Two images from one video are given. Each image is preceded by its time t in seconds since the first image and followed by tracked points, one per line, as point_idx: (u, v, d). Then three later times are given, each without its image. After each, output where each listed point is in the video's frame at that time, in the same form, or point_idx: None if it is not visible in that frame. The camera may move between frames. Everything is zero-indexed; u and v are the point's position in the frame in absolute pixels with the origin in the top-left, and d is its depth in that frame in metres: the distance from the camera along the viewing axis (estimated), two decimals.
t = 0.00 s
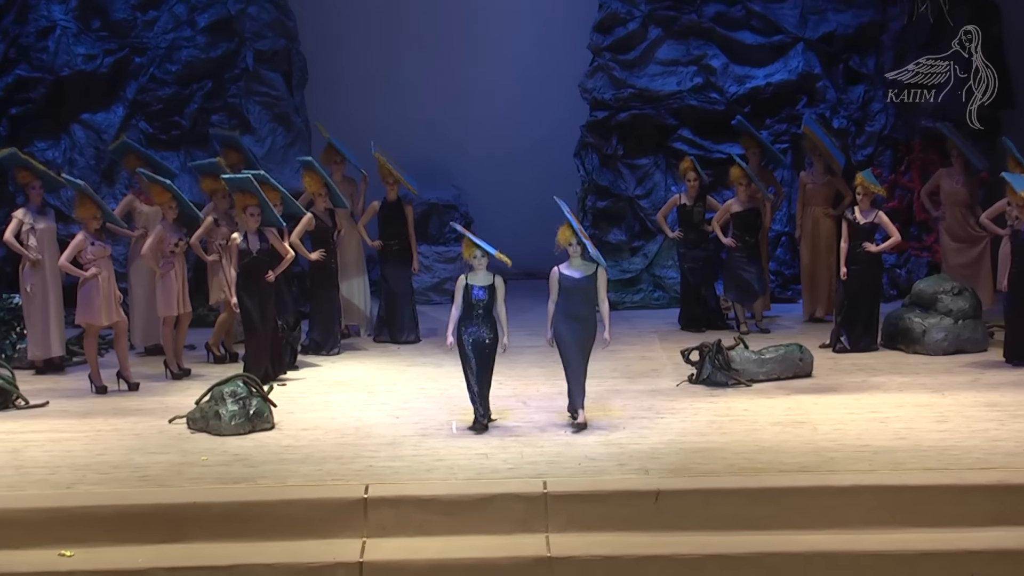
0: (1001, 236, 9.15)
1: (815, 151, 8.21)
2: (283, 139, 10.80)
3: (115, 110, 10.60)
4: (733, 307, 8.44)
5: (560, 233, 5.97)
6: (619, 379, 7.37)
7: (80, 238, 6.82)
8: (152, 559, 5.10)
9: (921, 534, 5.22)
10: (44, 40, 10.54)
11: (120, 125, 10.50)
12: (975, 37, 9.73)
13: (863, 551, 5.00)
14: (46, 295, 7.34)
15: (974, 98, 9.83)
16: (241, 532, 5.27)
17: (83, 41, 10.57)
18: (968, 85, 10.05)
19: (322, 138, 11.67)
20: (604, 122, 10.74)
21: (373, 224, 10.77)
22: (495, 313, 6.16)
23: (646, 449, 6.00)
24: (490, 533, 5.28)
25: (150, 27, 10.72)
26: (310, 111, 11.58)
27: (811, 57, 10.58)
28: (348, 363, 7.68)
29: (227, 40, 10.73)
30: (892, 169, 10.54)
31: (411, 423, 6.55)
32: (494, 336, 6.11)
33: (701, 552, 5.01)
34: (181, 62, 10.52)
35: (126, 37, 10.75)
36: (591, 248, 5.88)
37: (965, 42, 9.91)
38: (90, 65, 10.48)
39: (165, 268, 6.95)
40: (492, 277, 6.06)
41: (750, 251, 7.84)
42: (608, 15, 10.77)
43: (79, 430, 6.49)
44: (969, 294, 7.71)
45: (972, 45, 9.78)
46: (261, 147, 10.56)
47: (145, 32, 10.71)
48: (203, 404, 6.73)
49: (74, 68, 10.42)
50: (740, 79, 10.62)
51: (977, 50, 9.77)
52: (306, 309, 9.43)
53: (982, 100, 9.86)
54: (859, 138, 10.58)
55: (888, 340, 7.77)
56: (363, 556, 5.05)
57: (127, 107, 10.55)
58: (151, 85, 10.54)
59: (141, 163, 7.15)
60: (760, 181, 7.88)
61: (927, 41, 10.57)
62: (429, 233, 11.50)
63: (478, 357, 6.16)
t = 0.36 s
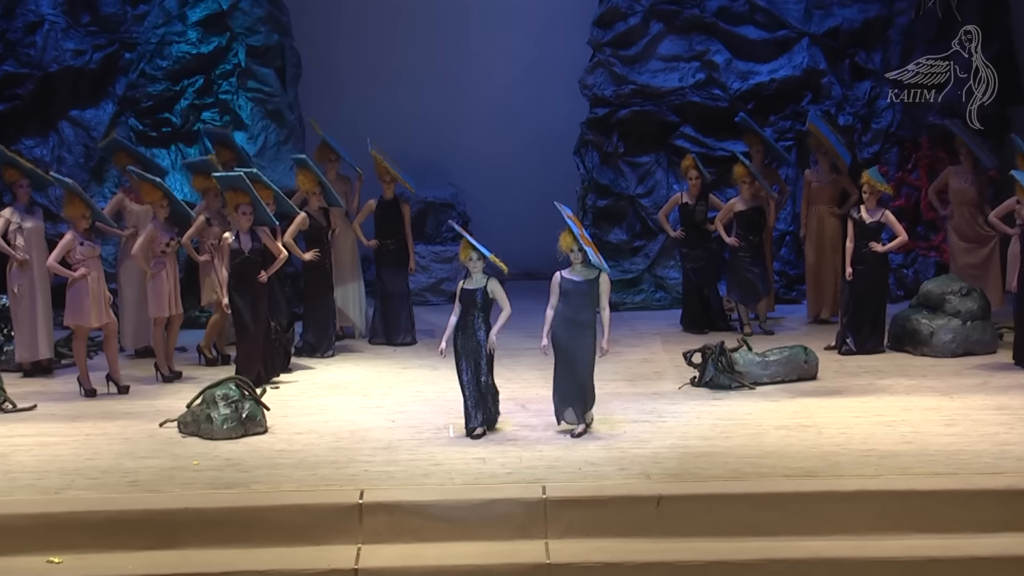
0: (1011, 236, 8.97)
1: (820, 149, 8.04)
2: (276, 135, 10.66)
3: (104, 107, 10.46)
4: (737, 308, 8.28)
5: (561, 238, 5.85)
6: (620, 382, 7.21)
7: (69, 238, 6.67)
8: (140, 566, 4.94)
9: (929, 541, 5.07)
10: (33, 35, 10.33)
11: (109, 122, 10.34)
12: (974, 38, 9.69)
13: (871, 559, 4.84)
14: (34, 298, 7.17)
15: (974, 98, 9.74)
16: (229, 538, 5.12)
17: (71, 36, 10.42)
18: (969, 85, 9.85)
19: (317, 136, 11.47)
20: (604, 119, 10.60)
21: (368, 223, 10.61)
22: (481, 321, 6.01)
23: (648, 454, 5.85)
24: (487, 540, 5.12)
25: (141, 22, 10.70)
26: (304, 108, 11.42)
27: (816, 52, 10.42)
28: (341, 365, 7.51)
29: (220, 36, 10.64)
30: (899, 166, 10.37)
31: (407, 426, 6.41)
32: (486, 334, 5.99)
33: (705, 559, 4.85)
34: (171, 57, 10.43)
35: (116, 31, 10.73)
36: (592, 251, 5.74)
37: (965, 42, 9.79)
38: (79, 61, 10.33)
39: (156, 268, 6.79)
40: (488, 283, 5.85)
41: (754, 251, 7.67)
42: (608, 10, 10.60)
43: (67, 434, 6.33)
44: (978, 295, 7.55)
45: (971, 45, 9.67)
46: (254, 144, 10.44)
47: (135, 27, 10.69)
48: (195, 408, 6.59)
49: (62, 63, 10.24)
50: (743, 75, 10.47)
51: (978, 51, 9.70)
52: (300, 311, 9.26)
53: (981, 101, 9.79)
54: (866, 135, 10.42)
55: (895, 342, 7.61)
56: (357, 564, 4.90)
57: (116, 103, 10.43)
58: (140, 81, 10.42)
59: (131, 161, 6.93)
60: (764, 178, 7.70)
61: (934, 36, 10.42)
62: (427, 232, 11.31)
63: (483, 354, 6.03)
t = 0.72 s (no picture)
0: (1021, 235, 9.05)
1: (826, 146, 7.90)
2: (271, 132, 10.60)
3: (96, 102, 10.31)
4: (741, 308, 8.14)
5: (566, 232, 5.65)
6: (622, 384, 7.06)
7: (58, 236, 6.55)
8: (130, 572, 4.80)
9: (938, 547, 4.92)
10: (22, 29, 10.25)
11: (100, 118, 10.19)
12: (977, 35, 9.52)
13: (879, 565, 4.70)
14: (22, 300, 6.98)
15: (975, 97, 9.71)
16: (219, 544, 4.97)
17: (61, 30, 10.29)
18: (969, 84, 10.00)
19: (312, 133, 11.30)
20: (606, 116, 10.43)
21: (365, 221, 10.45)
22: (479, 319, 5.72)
23: (651, 457, 5.71)
24: (484, 545, 4.98)
25: (132, 16, 10.40)
26: (298, 106, 11.24)
27: (822, 47, 10.28)
28: (337, 367, 7.35)
29: (212, 30, 10.45)
30: (907, 164, 10.20)
31: (404, 429, 6.28)
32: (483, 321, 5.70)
33: (710, 565, 4.71)
34: (164, 52, 10.23)
35: (107, 26, 10.43)
36: (591, 252, 5.53)
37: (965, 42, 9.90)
38: (69, 55, 10.18)
39: (147, 267, 6.65)
40: (488, 283, 5.58)
41: (760, 251, 7.50)
42: (610, 4, 10.44)
43: (58, 436, 6.19)
44: (987, 295, 7.40)
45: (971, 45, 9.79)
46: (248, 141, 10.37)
47: (126, 21, 10.40)
48: (189, 410, 6.46)
49: (52, 58, 10.13)
50: (748, 71, 10.33)
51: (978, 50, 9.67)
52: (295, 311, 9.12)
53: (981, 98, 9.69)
54: (873, 132, 10.22)
55: (903, 343, 7.46)
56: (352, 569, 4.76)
57: (107, 99, 10.25)
58: (132, 76, 10.25)
59: (123, 158, 6.79)
60: (769, 176, 7.55)
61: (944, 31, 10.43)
62: (423, 231, 11.17)
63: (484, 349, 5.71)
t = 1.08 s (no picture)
0: None
1: (836, 139, 7.61)
2: (259, 125, 10.42)
3: (75, 94, 9.97)
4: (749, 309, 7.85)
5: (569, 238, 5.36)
6: (624, 388, 6.77)
7: (37, 233, 6.26)
8: None
9: (957, 558, 4.64)
10: None
11: (80, 111, 9.86)
12: (975, 36, 9.66)
13: None
14: None
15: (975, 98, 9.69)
16: (195, 554, 4.68)
17: (41, 19, 9.87)
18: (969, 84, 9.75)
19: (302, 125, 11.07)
20: (607, 107, 10.12)
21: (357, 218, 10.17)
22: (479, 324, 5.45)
23: (655, 465, 5.46)
24: (479, 556, 4.70)
25: (114, 5, 10.06)
26: (288, 97, 10.99)
27: (833, 36, 9.94)
28: (328, 371, 7.05)
29: (198, 19, 10.09)
30: (922, 158, 9.92)
31: (397, 435, 6.02)
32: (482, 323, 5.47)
33: None
34: (147, 41, 9.90)
35: (88, 14, 10.11)
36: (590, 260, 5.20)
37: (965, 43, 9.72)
38: (48, 46, 9.79)
39: (130, 266, 6.39)
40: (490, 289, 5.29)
41: (768, 249, 7.24)
42: None
43: (36, 443, 5.91)
44: (1005, 294, 7.12)
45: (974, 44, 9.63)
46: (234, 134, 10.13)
47: (109, 9, 10.08)
48: (173, 415, 6.19)
49: (30, 49, 9.73)
50: (756, 61, 10.02)
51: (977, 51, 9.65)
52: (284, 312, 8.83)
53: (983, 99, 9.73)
54: (886, 125, 9.96)
55: (917, 345, 7.17)
56: None
57: (87, 90, 9.92)
58: (115, 67, 9.94)
59: (104, 152, 6.50)
60: (777, 171, 7.28)
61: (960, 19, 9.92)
62: (418, 229, 10.79)
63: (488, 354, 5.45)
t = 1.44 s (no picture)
0: None
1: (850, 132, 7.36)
2: (248, 118, 10.16)
3: (56, 84, 9.57)
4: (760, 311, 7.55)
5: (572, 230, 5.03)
6: (630, 392, 6.49)
7: (15, 231, 5.92)
8: None
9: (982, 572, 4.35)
10: None
11: (61, 102, 9.47)
12: (975, 35, 9.46)
13: None
14: None
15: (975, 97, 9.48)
16: (175, 567, 4.40)
17: (19, 7, 9.58)
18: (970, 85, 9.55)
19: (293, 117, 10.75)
20: (612, 99, 9.81)
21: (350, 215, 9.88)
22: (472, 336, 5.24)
23: (661, 471, 5.26)
24: (476, 569, 4.42)
25: None
26: (277, 88, 10.67)
27: (849, 24, 9.56)
28: (319, 374, 6.76)
29: (184, 7, 9.78)
30: (941, 152, 9.61)
31: (394, 441, 5.77)
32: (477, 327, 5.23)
33: None
34: (131, 30, 9.54)
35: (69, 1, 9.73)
36: (571, 252, 4.84)
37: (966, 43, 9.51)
38: (28, 34, 9.48)
39: (112, 265, 6.08)
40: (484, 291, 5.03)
41: (781, 247, 6.96)
42: None
43: (15, 449, 5.64)
44: None
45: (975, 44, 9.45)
46: (223, 127, 9.92)
47: None
48: (158, 421, 5.91)
49: (8, 36, 9.43)
50: (768, 50, 9.64)
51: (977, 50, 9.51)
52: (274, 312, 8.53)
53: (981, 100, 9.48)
54: (904, 117, 9.59)
55: (936, 347, 6.89)
56: None
57: (69, 81, 9.50)
58: (97, 56, 9.54)
59: (86, 145, 6.29)
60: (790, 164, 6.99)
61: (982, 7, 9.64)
62: (414, 225, 10.54)
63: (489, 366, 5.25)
